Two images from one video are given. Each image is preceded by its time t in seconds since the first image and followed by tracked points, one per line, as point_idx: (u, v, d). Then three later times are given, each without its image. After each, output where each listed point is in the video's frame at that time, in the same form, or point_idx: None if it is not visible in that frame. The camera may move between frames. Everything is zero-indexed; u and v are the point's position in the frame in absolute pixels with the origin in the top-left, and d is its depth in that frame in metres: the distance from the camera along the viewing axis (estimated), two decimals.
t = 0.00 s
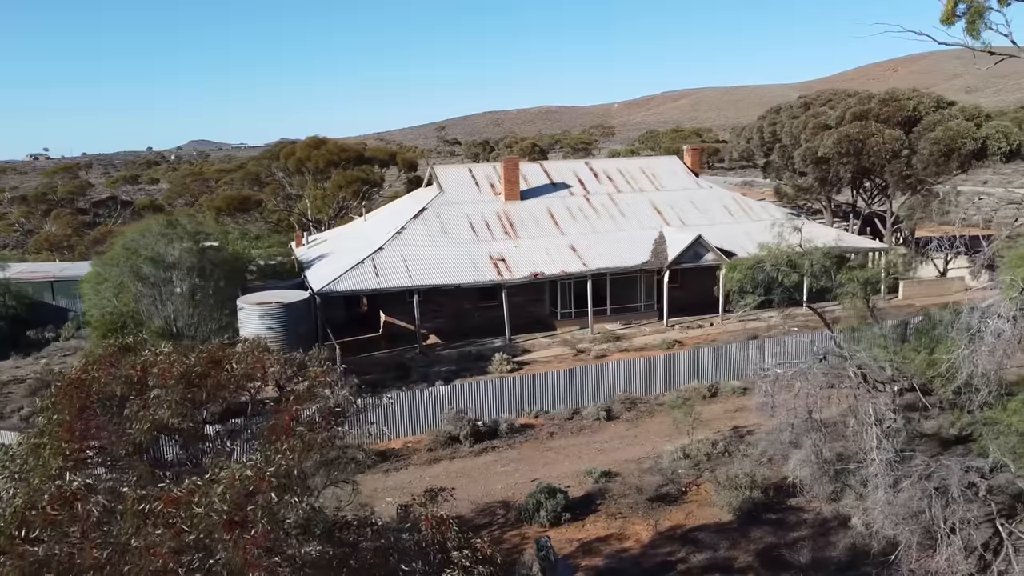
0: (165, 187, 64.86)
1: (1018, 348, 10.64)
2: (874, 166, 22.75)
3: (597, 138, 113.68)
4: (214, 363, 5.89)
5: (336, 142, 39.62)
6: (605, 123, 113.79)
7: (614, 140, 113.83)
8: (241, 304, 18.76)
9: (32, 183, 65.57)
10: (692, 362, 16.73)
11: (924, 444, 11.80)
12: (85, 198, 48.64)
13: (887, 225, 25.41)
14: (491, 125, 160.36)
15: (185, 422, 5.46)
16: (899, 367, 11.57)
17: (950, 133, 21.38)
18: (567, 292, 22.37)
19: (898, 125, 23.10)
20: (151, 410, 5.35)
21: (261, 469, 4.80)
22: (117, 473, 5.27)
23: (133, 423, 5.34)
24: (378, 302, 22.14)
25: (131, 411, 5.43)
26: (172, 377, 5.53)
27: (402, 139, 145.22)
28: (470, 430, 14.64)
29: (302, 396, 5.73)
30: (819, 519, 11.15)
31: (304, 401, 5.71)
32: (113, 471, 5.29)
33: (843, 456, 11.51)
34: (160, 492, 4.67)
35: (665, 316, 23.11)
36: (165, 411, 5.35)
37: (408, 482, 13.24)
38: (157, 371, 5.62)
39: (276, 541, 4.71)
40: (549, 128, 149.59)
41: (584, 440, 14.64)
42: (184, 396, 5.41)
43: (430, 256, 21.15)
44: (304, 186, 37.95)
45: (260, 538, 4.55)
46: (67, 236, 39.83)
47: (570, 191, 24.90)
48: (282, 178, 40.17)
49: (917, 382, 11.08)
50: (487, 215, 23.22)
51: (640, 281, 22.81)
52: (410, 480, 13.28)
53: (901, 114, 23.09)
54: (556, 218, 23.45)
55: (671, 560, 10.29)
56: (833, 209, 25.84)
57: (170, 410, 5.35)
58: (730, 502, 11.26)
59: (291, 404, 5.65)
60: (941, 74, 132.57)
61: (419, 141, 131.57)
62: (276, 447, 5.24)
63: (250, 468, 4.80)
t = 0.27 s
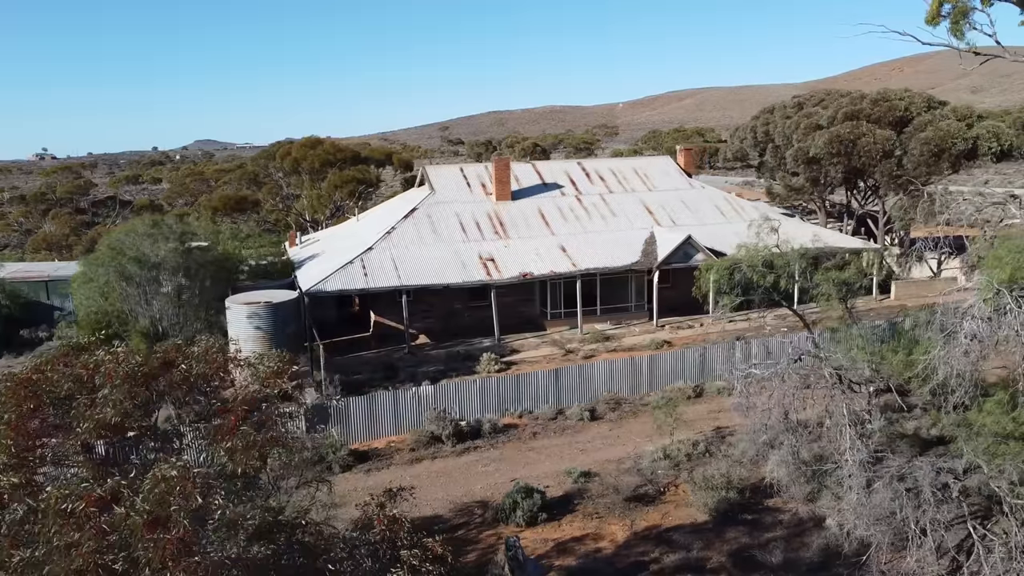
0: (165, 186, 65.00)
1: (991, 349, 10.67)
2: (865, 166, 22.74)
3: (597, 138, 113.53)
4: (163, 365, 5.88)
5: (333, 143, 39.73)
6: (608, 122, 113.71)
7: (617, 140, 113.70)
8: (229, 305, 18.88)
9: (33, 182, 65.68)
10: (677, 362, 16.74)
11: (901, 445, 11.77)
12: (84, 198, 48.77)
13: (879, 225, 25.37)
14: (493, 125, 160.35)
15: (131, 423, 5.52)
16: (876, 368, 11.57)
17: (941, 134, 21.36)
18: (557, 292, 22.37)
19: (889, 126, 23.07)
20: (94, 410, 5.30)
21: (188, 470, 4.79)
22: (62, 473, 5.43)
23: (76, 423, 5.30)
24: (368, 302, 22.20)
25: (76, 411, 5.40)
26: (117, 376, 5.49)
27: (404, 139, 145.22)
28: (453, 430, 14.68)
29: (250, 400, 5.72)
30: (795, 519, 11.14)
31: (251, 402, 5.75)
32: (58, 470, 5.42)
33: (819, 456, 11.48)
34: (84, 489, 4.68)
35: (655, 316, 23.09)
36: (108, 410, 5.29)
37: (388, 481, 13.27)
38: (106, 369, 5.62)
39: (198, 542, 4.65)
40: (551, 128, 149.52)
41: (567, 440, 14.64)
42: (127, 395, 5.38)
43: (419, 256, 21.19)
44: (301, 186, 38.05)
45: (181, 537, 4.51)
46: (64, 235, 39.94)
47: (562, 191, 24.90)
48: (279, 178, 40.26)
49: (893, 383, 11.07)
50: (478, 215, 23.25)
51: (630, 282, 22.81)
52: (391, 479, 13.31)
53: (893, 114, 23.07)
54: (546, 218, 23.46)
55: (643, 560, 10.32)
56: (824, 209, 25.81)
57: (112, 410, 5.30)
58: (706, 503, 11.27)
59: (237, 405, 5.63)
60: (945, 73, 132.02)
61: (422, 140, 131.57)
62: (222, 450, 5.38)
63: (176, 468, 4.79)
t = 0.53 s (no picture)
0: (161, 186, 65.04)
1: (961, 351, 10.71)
2: (851, 167, 22.75)
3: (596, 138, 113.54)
4: (112, 365, 5.90)
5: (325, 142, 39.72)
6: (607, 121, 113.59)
7: (615, 139, 113.63)
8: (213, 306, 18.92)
9: (30, 182, 65.73)
10: (659, 362, 16.75)
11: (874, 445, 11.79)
12: (78, 197, 48.82)
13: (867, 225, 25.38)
14: (492, 125, 160.38)
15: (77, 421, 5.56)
16: (849, 368, 11.58)
17: (927, 134, 21.38)
18: (543, 292, 22.38)
19: (876, 126, 23.08)
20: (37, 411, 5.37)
21: (113, 470, 4.83)
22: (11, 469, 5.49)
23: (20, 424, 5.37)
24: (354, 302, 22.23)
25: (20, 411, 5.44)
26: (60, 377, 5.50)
27: (403, 139, 145.23)
28: (432, 430, 14.70)
29: (195, 399, 5.69)
30: (766, 519, 11.15)
31: (196, 399, 5.71)
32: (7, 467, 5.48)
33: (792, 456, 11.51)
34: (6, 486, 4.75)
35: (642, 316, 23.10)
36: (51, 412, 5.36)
37: (364, 480, 13.29)
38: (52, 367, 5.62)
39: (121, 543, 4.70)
40: (549, 128, 149.53)
41: (545, 440, 14.66)
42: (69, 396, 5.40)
43: (405, 256, 21.21)
44: (293, 185, 38.06)
45: (97, 536, 4.61)
46: (58, 235, 39.98)
47: (550, 191, 24.89)
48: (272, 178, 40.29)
49: (864, 383, 11.10)
50: (465, 215, 23.26)
51: (617, 282, 22.82)
52: (367, 479, 13.34)
53: (880, 114, 23.08)
54: (534, 218, 23.47)
55: (612, 559, 10.34)
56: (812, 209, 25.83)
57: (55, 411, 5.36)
58: (678, 503, 11.29)
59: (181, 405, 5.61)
60: (945, 72, 131.75)
61: (420, 139, 131.47)
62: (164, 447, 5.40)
63: (101, 468, 4.84)
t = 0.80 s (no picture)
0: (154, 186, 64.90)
1: (928, 351, 10.76)
2: (836, 167, 22.78)
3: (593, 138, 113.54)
4: (59, 366, 6.02)
5: (317, 143, 39.69)
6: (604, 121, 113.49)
7: (613, 138, 113.53)
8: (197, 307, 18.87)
9: (24, 181, 65.63)
10: (639, 362, 16.78)
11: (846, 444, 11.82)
12: (69, 197, 48.66)
13: (853, 226, 25.42)
14: (489, 125, 160.36)
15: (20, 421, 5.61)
16: (820, 368, 11.62)
17: (910, 135, 21.44)
18: (528, 292, 22.41)
19: (861, 126, 23.13)
20: None
21: (42, 469, 4.89)
22: None
23: None
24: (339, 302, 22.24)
25: None
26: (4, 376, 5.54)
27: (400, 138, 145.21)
28: (410, 430, 14.72)
29: (142, 399, 5.78)
30: (737, 519, 11.18)
31: (141, 401, 5.78)
32: None
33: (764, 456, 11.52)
34: None
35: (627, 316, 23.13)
36: None
37: (340, 481, 13.32)
38: None
39: (44, 542, 4.80)
40: (546, 128, 149.50)
41: (523, 440, 14.68)
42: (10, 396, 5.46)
43: (390, 256, 21.24)
44: (284, 185, 38.05)
45: (14, 536, 4.64)
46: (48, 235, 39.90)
47: (536, 191, 24.91)
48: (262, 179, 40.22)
49: (835, 383, 11.14)
50: (451, 215, 23.28)
51: (602, 282, 22.86)
52: (343, 479, 13.36)
53: (864, 115, 23.13)
54: (519, 218, 23.48)
55: (581, 559, 10.37)
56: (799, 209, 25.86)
57: None
58: (649, 503, 11.32)
59: (127, 405, 5.71)
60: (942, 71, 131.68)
61: (418, 139, 131.31)
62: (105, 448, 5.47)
63: (29, 469, 4.91)
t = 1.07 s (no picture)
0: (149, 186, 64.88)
1: (899, 351, 10.77)
2: (821, 167, 22.81)
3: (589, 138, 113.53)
4: (10, 366, 5.97)
5: (308, 143, 39.69)
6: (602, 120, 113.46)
7: (611, 138, 113.44)
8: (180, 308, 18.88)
9: (18, 181, 65.55)
10: (620, 363, 16.82)
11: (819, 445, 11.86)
12: (62, 197, 48.62)
13: (840, 226, 25.43)
14: (486, 125, 160.37)
15: None
16: (793, 368, 11.65)
17: (895, 135, 21.45)
18: (514, 292, 22.46)
19: (847, 127, 23.14)
20: None
21: None
22: None
23: None
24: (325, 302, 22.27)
25: None
26: None
27: (397, 138, 145.18)
28: (388, 431, 14.75)
29: (91, 401, 5.79)
30: (709, 519, 11.21)
31: (88, 403, 5.77)
32: None
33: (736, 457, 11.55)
34: None
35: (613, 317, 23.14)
36: None
37: (317, 481, 13.34)
38: None
39: None
40: (543, 128, 149.51)
41: (502, 440, 14.71)
42: None
43: (375, 257, 21.28)
44: (276, 186, 38.06)
45: None
46: (39, 235, 39.86)
47: (523, 192, 24.94)
48: (254, 179, 40.22)
49: (806, 384, 11.17)
50: (437, 216, 23.30)
51: (588, 283, 22.88)
52: (321, 480, 13.39)
53: (850, 115, 23.15)
54: (505, 219, 23.50)
55: (552, 559, 10.40)
56: (786, 209, 25.90)
57: None
58: (621, 503, 11.35)
59: (76, 406, 5.69)
60: (940, 71, 131.65)
61: (416, 139, 131.39)
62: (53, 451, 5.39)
63: None
